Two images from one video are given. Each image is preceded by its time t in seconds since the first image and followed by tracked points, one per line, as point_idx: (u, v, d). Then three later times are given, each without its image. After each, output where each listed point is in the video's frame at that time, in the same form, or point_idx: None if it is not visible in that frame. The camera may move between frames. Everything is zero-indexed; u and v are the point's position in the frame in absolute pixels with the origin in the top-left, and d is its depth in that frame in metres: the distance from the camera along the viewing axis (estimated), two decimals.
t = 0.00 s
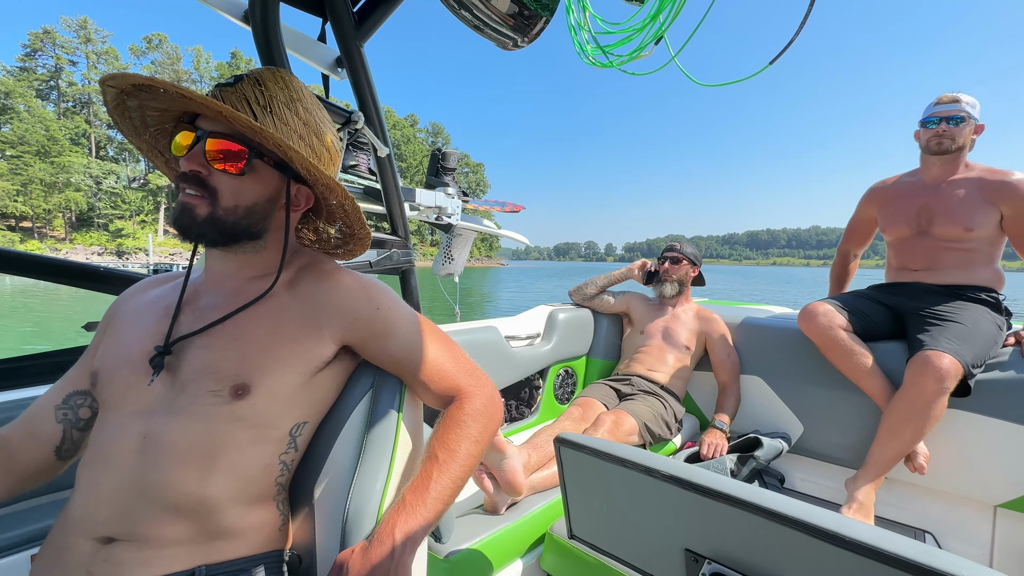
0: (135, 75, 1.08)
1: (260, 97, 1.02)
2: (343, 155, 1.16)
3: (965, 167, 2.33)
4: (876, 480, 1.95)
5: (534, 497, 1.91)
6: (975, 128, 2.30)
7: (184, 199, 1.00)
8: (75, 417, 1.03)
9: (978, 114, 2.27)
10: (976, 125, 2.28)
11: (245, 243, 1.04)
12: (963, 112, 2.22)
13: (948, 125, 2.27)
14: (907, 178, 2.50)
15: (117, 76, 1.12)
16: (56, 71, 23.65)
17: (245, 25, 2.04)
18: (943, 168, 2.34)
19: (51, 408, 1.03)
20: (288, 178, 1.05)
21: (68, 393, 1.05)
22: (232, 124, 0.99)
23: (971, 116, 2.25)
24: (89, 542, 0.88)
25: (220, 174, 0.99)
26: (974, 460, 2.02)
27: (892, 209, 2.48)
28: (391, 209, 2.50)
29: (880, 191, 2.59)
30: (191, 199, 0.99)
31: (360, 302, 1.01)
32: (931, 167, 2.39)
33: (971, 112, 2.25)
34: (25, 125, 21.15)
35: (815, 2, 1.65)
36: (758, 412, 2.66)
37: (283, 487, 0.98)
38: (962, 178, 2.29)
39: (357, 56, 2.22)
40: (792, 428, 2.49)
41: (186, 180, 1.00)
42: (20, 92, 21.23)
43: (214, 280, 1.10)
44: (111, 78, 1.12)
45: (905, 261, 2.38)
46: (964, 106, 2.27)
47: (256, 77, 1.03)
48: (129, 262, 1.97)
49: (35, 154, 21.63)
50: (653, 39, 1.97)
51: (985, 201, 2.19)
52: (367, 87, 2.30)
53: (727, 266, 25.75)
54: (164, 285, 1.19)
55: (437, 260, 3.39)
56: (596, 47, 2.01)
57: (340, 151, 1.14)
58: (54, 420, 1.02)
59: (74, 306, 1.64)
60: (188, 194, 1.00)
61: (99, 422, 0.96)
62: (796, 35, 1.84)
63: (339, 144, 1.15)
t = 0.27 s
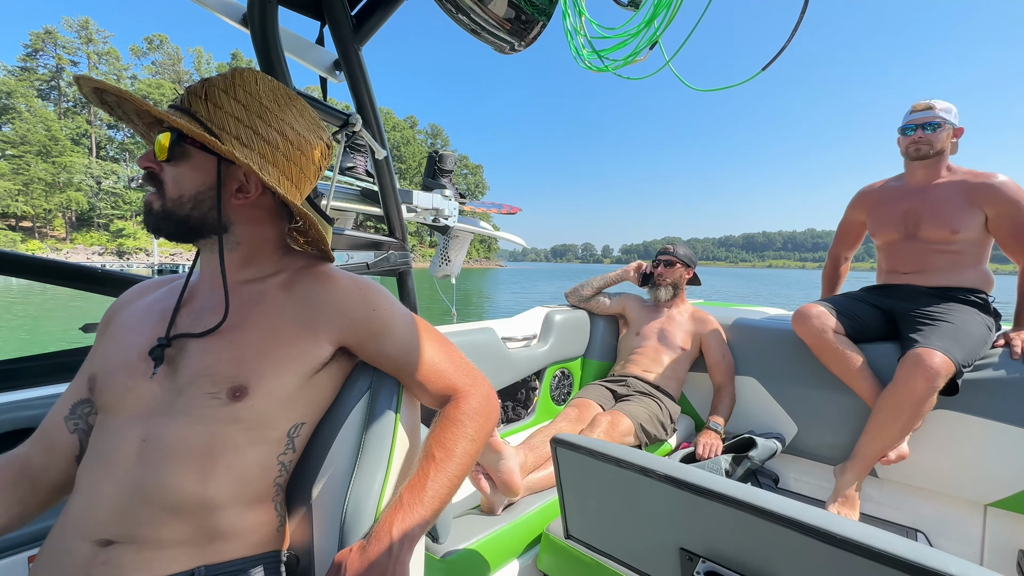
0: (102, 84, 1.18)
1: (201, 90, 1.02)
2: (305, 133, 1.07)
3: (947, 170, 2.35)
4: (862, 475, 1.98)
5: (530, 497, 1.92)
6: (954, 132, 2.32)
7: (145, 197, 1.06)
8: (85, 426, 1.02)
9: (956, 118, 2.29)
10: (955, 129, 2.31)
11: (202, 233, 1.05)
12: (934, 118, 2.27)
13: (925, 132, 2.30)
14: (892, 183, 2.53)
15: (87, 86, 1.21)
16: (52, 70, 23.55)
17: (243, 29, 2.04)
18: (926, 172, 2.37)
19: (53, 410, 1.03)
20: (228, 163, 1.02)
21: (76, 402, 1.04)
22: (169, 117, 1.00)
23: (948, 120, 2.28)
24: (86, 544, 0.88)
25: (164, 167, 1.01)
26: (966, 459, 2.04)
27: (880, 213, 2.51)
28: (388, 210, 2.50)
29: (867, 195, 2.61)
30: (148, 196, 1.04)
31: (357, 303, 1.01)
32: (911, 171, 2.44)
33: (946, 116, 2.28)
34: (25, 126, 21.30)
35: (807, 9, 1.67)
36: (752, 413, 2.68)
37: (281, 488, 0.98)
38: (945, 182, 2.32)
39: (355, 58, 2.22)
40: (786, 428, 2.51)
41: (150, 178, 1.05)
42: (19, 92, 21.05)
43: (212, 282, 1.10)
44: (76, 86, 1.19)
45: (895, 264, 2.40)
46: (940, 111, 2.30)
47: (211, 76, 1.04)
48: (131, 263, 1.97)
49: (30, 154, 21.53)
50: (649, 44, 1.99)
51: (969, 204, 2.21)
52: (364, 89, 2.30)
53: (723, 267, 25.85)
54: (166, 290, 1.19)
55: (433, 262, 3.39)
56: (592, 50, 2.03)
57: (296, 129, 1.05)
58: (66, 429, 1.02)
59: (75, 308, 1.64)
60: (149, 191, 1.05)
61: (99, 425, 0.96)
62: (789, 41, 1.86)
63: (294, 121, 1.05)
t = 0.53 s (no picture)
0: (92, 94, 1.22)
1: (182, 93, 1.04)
2: (287, 126, 1.05)
3: (935, 171, 2.36)
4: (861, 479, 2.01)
5: (530, 498, 1.92)
6: (934, 132, 2.30)
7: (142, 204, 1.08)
8: (82, 425, 1.01)
9: (932, 119, 2.27)
10: (933, 130, 2.29)
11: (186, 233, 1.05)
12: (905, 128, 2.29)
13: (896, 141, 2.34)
14: (885, 185, 2.54)
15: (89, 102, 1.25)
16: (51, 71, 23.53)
17: (243, 28, 2.04)
18: (913, 176, 2.40)
19: (51, 409, 1.03)
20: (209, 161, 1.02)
21: (72, 401, 1.03)
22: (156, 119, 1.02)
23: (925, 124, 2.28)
24: (85, 544, 0.88)
25: (152, 169, 1.03)
26: (962, 458, 2.05)
27: (873, 214, 2.52)
28: (387, 211, 2.49)
29: (861, 197, 2.62)
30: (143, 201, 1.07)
31: (357, 302, 1.01)
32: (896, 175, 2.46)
33: (922, 121, 2.28)
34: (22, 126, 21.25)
35: (803, 10, 1.68)
36: (751, 414, 2.68)
37: (281, 488, 0.98)
38: (934, 183, 2.33)
39: (355, 59, 2.22)
40: (785, 429, 2.51)
41: (143, 181, 1.07)
42: (22, 92, 21.26)
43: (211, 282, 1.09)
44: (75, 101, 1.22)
45: (891, 266, 2.41)
46: (912, 116, 2.31)
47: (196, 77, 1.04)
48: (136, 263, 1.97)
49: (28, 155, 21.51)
50: (648, 45, 1.99)
51: (959, 204, 2.22)
52: (364, 89, 2.30)
53: (720, 269, 25.91)
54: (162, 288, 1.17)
55: (432, 262, 3.39)
56: (591, 51, 2.03)
57: (277, 122, 1.04)
58: (64, 428, 1.01)
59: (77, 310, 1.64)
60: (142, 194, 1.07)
61: (97, 425, 0.95)
62: (787, 42, 1.87)
63: (275, 113, 1.04)
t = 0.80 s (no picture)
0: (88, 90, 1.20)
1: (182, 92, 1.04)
2: (286, 124, 1.05)
3: (925, 173, 2.38)
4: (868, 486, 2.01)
5: (530, 498, 1.92)
6: (914, 137, 2.34)
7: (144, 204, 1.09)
8: (83, 422, 1.02)
9: (909, 125, 2.32)
10: (911, 136, 2.33)
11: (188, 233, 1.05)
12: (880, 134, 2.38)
13: (875, 149, 2.42)
14: (880, 188, 2.56)
15: (84, 98, 1.23)
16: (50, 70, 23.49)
17: (244, 28, 2.04)
18: (901, 180, 2.43)
19: (52, 408, 1.02)
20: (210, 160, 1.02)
21: (74, 398, 1.03)
22: (156, 118, 1.02)
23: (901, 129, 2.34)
24: (86, 542, 0.88)
25: (154, 168, 1.03)
26: (961, 459, 2.05)
27: (869, 217, 2.54)
28: (388, 211, 2.49)
29: (856, 200, 2.65)
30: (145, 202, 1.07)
31: (359, 302, 1.01)
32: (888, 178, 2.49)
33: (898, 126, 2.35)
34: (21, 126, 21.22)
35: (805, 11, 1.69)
36: (750, 414, 2.68)
37: (282, 487, 0.98)
38: (925, 185, 2.35)
39: (356, 59, 2.22)
40: (784, 430, 2.51)
41: (145, 181, 1.07)
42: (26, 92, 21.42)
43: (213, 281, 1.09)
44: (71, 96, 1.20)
45: (889, 268, 2.41)
46: (887, 123, 2.38)
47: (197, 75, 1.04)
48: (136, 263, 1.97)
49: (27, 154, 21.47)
50: (649, 46, 2.00)
51: (949, 206, 2.23)
52: (365, 89, 2.30)
53: (719, 270, 25.94)
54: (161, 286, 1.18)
55: (432, 263, 3.39)
56: (592, 52, 2.03)
57: (276, 120, 1.03)
58: (65, 425, 1.01)
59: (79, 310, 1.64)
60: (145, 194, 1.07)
61: (99, 423, 0.95)
62: (788, 43, 1.87)
63: (274, 111, 1.03)
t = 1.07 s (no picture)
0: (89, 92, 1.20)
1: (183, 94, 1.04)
2: (288, 124, 1.05)
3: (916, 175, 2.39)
4: (873, 491, 2.01)
5: (530, 498, 1.92)
6: (893, 143, 2.39)
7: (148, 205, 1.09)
8: (87, 420, 1.02)
9: (890, 131, 2.38)
10: (889, 141, 2.39)
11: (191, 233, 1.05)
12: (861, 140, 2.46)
13: (858, 153, 2.50)
14: (873, 190, 2.58)
15: (86, 99, 1.23)
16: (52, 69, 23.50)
17: (246, 28, 2.04)
18: (891, 182, 2.45)
19: (55, 406, 1.03)
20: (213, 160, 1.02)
21: (77, 396, 1.03)
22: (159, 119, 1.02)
23: (882, 134, 2.41)
24: (90, 540, 0.88)
25: (157, 169, 1.04)
26: (962, 460, 2.05)
27: (864, 220, 2.55)
28: (389, 211, 2.49)
29: (851, 201, 2.66)
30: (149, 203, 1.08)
31: (361, 301, 1.01)
32: (878, 181, 2.51)
33: (879, 132, 2.42)
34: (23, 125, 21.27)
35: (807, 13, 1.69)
36: (750, 414, 2.68)
37: (284, 485, 0.98)
38: (916, 186, 2.36)
39: (358, 60, 2.22)
40: (784, 431, 2.52)
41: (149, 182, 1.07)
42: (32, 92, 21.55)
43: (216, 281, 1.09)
44: (74, 97, 1.20)
45: (887, 269, 2.41)
46: (870, 129, 2.46)
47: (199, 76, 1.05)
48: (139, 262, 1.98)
49: (28, 153, 21.49)
50: (650, 47, 2.00)
51: (940, 204, 2.24)
52: (367, 89, 2.30)
53: (719, 270, 25.94)
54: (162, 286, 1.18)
55: (433, 263, 3.39)
56: (594, 54, 2.04)
57: (278, 120, 1.04)
58: (67, 424, 1.01)
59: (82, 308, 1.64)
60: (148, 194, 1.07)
61: (102, 422, 0.95)
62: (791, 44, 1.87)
63: (276, 111, 1.03)
